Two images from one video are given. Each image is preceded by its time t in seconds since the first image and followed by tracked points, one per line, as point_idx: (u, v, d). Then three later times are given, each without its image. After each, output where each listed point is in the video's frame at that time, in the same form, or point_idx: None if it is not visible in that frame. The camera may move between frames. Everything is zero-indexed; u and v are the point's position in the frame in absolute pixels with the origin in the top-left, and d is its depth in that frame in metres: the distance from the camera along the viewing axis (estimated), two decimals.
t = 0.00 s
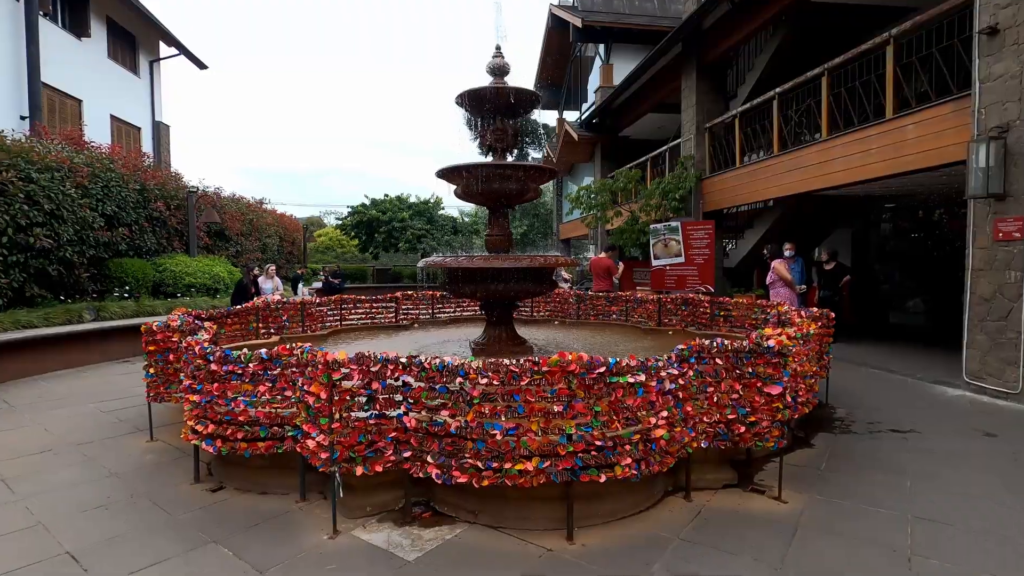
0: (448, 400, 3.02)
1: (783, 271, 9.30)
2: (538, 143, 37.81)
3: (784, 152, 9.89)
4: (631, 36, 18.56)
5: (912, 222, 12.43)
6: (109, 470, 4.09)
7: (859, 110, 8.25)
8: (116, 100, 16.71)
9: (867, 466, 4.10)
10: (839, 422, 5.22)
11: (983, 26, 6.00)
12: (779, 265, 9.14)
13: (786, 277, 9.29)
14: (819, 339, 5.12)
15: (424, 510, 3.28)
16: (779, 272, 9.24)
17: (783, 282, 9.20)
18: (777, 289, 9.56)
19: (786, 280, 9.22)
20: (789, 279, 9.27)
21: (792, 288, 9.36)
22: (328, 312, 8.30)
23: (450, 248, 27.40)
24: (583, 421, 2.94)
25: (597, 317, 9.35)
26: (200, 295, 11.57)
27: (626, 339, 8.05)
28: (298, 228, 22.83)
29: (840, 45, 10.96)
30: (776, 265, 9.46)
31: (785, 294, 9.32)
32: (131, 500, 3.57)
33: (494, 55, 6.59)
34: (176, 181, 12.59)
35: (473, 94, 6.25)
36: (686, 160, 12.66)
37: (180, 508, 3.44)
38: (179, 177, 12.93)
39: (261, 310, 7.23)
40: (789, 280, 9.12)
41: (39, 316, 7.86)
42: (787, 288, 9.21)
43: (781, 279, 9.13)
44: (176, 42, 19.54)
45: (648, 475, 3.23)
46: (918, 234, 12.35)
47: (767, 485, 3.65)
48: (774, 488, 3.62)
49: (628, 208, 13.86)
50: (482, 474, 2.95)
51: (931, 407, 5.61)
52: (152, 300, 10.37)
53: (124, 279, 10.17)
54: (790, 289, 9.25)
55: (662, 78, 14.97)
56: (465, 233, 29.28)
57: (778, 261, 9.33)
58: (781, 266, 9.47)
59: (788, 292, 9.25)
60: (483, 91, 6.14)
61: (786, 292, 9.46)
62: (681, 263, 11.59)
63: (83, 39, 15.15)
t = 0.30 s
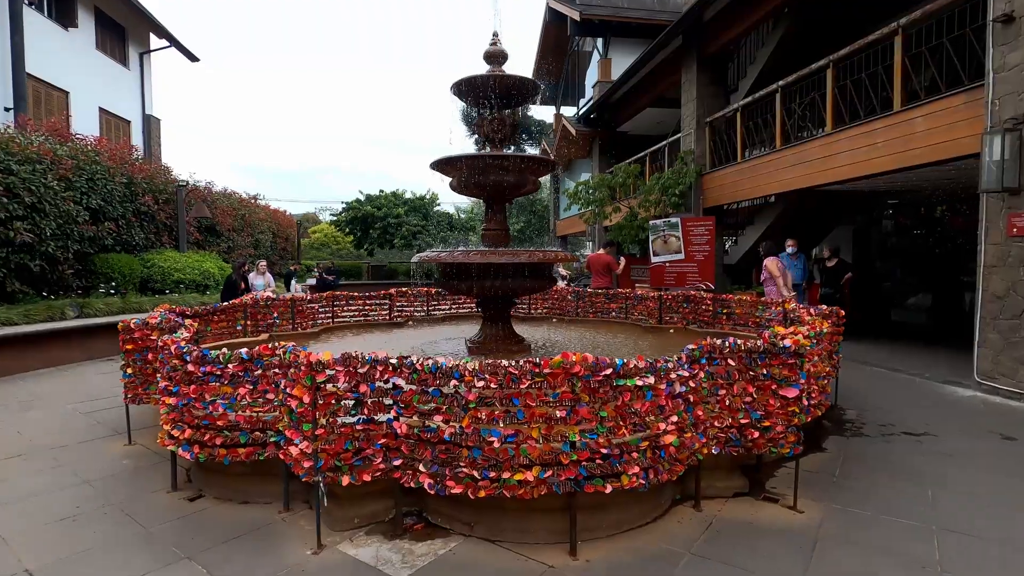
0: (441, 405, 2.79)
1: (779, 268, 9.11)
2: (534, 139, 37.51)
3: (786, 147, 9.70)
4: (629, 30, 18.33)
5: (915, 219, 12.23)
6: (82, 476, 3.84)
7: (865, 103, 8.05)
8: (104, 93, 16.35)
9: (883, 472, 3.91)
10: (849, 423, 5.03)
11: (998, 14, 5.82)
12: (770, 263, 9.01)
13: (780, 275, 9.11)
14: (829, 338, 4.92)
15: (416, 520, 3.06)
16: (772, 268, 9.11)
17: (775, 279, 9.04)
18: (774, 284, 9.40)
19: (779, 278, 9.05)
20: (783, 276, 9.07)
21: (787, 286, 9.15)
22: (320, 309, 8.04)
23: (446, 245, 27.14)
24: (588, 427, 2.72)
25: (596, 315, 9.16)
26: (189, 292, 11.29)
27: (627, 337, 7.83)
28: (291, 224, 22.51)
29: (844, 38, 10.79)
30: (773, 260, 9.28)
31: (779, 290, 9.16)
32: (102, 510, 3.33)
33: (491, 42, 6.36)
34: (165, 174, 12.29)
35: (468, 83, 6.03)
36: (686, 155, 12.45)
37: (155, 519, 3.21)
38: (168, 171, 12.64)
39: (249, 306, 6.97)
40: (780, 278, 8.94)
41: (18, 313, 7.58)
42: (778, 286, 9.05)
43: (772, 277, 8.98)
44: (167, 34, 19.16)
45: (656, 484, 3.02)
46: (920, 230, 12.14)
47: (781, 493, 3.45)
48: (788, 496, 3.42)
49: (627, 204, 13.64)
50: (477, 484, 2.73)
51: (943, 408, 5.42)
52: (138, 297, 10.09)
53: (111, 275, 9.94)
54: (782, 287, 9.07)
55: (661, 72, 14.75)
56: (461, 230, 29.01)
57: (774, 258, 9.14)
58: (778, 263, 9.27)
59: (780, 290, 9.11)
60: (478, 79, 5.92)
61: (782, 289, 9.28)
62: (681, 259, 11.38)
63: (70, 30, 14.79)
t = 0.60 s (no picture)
0: (430, 417, 2.56)
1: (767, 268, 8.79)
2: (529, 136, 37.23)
3: (786, 144, 9.52)
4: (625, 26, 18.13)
5: (911, 218, 12.06)
6: (45, 491, 3.56)
7: (868, 99, 7.87)
8: (88, 86, 15.95)
9: (898, 484, 3.72)
10: (858, 430, 4.84)
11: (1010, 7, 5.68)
12: (752, 261, 8.89)
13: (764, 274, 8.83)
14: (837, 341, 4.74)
15: (405, 541, 2.82)
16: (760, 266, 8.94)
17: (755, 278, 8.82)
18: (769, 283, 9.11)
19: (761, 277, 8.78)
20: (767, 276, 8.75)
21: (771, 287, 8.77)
22: (308, 309, 7.77)
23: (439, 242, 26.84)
24: (591, 442, 2.50)
25: (593, 315, 8.96)
26: (174, 290, 10.98)
27: (625, 338, 7.62)
28: (282, 221, 22.15)
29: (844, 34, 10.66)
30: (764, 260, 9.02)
31: (763, 291, 8.84)
32: (63, 530, 3.06)
33: (486, 32, 6.11)
34: (150, 169, 11.96)
35: (462, 75, 5.79)
36: (684, 152, 12.26)
37: (120, 539, 2.96)
38: (153, 166, 12.30)
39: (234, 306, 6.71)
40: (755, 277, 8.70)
41: None
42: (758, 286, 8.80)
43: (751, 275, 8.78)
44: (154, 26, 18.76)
45: (663, 501, 2.80)
46: (918, 229, 11.97)
47: (794, 509, 3.25)
48: (801, 512, 3.22)
49: (623, 202, 13.43)
50: (470, 504, 2.50)
51: (952, 413, 5.26)
52: (120, 295, 9.77)
53: (92, 273, 9.62)
54: (762, 287, 8.77)
55: (658, 68, 14.55)
56: (454, 227, 28.73)
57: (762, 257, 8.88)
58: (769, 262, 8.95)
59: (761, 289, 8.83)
60: (472, 71, 5.68)
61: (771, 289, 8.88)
62: (679, 258, 11.20)
63: (53, 20, 14.39)
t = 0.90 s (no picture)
0: (426, 424, 2.38)
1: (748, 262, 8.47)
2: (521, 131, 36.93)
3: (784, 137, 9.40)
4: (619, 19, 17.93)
5: (905, 214, 11.98)
6: (14, 501, 3.34)
7: (868, 91, 7.75)
8: (70, 78, 15.53)
9: (912, 486, 3.59)
10: (865, 429, 4.71)
11: None
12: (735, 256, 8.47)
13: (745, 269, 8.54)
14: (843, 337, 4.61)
15: (399, 555, 2.64)
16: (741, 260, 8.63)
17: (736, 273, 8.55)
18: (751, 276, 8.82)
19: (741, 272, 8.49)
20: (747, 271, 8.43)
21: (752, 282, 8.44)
22: (297, 306, 7.55)
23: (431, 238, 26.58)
24: (599, 450, 2.33)
25: (590, 311, 8.80)
26: (159, 287, 10.69)
27: (622, 334, 7.47)
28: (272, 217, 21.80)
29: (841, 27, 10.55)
30: (748, 254, 8.70)
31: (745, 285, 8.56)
32: (30, 545, 2.84)
33: (481, 19, 5.91)
34: (134, 163, 11.64)
35: (456, 64, 5.59)
36: (679, 146, 12.11)
37: (92, 555, 2.75)
38: (137, 160, 11.97)
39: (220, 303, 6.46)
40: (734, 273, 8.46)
41: None
42: (738, 281, 8.53)
43: (730, 270, 8.54)
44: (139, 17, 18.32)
45: (674, 511, 2.64)
46: (914, 225, 11.93)
47: (807, 515, 3.10)
48: (814, 519, 3.07)
49: (618, 196, 13.27)
50: (470, 518, 2.32)
51: (958, 412, 5.15)
52: (103, 292, 9.48)
53: (73, 269, 9.33)
54: (742, 282, 8.48)
55: (653, 62, 14.39)
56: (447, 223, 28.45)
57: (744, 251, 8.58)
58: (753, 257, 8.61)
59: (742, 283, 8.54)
60: (466, 60, 5.49)
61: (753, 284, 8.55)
62: (674, 254, 11.07)
63: (32, 10, 13.97)
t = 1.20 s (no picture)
0: (433, 440, 2.20)
1: (724, 261, 8.40)
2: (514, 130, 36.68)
3: (783, 136, 9.30)
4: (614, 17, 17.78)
5: (904, 213, 11.99)
6: None
7: (870, 90, 7.66)
8: (54, 74, 15.16)
9: (932, 497, 3.45)
10: (877, 434, 4.59)
11: None
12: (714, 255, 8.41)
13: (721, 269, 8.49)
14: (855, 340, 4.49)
15: None
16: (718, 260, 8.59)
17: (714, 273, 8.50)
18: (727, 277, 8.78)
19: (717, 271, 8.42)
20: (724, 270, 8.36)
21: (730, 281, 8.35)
22: (289, 308, 7.33)
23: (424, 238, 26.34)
24: (621, 468, 2.16)
25: (589, 312, 8.65)
26: (146, 288, 10.41)
27: (622, 336, 7.32)
28: (262, 216, 21.47)
29: (839, 27, 10.50)
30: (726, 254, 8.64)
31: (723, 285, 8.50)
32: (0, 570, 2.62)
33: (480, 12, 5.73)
34: (119, 161, 11.34)
35: (454, 58, 5.41)
36: (676, 145, 11.99)
37: None
38: (122, 157, 11.67)
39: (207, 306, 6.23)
40: (709, 273, 8.42)
41: None
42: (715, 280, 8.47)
43: (707, 270, 8.49)
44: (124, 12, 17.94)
45: (695, 529, 2.48)
46: (911, 225, 11.89)
47: (830, 529, 2.96)
48: (838, 533, 2.92)
49: (614, 196, 13.13)
50: (481, 542, 2.14)
51: (970, 415, 5.04)
52: (86, 294, 9.20)
53: (55, 270, 9.05)
54: (718, 281, 8.42)
55: (649, 60, 14.27)
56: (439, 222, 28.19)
57: (720, 250, 8.50)
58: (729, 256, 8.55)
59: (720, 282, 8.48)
60: (465, 54, 5.32)
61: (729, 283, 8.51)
62: (672, 254, 10.95)
63: (14, 3, 13.59)
